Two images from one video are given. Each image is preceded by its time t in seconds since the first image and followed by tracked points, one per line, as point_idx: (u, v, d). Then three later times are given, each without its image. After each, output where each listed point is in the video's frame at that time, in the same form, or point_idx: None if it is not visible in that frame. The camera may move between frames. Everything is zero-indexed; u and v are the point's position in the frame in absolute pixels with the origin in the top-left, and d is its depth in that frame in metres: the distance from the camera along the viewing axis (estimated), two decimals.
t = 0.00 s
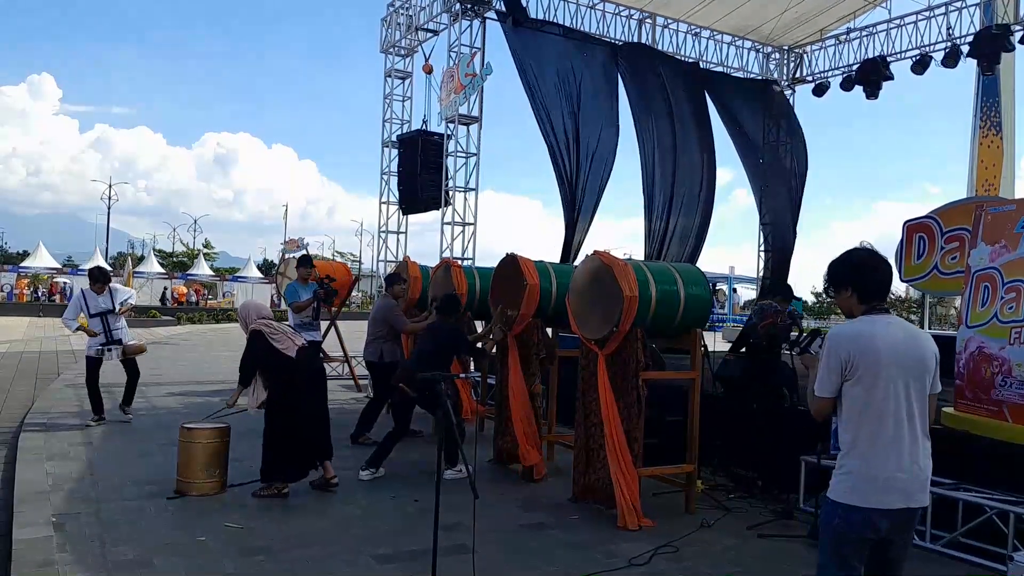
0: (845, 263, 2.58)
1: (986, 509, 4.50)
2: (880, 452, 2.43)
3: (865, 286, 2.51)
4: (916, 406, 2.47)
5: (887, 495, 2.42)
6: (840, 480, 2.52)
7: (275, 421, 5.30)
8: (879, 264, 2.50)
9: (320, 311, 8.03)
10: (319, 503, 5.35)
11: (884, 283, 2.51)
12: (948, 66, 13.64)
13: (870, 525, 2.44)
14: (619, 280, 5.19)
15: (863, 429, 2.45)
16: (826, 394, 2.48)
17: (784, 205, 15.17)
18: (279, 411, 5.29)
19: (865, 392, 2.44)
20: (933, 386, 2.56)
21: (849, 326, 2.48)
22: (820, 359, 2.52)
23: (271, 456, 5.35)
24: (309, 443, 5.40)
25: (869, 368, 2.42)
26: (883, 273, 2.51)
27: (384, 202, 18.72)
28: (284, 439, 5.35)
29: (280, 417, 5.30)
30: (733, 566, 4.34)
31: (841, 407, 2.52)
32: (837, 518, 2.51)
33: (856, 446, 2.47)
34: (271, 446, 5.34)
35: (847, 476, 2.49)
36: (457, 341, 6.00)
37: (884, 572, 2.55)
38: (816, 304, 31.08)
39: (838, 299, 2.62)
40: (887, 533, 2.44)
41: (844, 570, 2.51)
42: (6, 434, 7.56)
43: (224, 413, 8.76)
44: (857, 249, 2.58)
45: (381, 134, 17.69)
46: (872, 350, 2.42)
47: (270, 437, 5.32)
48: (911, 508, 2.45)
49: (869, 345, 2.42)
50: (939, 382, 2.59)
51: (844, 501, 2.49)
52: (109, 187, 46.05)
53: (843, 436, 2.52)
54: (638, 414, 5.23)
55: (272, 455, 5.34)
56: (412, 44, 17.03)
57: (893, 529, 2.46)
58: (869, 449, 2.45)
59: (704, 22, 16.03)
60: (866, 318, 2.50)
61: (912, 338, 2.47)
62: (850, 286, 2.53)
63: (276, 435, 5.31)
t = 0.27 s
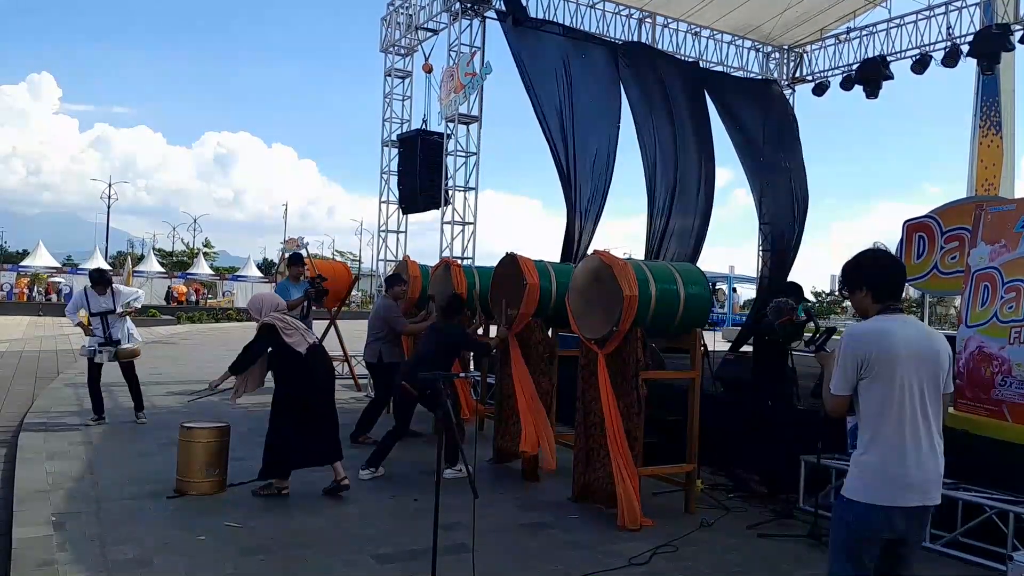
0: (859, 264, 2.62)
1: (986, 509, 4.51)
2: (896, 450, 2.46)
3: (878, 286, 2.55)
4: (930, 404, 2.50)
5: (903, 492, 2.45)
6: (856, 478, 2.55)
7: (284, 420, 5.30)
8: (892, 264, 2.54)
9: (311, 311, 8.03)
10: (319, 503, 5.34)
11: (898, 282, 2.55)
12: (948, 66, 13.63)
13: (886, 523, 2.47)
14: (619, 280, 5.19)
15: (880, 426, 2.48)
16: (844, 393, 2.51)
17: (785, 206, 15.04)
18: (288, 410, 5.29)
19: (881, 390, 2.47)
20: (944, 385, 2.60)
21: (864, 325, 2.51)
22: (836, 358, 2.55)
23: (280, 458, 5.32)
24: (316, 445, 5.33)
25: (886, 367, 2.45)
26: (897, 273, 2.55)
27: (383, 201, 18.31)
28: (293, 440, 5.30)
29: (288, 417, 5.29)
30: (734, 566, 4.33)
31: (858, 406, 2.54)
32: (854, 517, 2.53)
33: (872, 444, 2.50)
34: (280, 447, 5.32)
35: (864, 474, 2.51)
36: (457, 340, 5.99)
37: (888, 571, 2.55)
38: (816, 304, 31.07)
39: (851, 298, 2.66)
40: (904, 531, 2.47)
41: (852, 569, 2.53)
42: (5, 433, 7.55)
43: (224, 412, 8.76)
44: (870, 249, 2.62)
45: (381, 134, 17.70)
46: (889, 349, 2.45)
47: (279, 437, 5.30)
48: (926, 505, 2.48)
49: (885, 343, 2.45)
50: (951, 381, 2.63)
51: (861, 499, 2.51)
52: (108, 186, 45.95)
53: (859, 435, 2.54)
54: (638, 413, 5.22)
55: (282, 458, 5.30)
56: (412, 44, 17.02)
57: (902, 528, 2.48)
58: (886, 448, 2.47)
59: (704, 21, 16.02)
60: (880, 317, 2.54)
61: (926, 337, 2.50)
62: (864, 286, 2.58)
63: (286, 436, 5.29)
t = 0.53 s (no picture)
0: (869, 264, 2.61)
1: (986, 509, 4.51)
2: (901, 451, 2.46)
3: (888, 285, 2.55)
4: (937, 405, 2.49)
5: (908, 494, 2.45)
6: (862, 479, 2.55)
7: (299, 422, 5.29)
8: (901, 263, 2.53)
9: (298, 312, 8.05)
10: (319, 503, 5.34)
11: (907, 282, 2.54)
12: (948, 66, 13.63)
13: (891, 524, 2.47)
14: (619, 280, 5.19)
15: (886, 427, 2.47)
16: (850, 393, 2.51)
17: (784, 208, 14.96)
18: (303, 412, 5.26)
19: (887, 390, 2.46)
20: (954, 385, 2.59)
21: (871, 325, 2.51)
22: (843, 358, 2.55)
23: (294, 459, 5.34)
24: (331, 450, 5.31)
25: (892, 367, 2.45)
26: (907, 273, 2.54)
27: (383, 201, 18.66)
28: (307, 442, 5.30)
29: (303, 420, 5.28)
30: (734, 567, 4.33)
31: (864, 407, 2.54)
32: (860, 518, 2.53)
33: (878, 445, 2.49)
34: (295, 448, 5.33)
35: (869, 475, 2.51)
36: (457, 340, 5.99)
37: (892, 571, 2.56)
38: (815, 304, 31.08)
39: (861, 298, 2.65)
40: (910, 532, 2.47)
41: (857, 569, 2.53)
42: (6, 433, 7.56)
43: (224, 412, 8.76)
44: (878, 249, 2.61)
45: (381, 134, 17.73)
46: (895, 349, 2.44)
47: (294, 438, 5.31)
48: (931, 506, 2.48)
49: (891, 344, 2.45)
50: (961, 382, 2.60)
51: (866, 501, 2.51)
52: (109, 186, 46.04)
53: (865, 436, 2.54)
54: (639, 413, 5.22)
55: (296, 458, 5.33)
56: (412, 44, 17.02)
57: (906, 530, 2.47)
58: (891, 449, 2.47)
59: (704, 21, 16.02)
60: (889, 317, 2.53)
61: (934, 337, 2.49)
62: (874, 286, 2.57)
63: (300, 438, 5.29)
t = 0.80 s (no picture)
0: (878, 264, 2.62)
1: (986, 509, 4.52)
2: (905, 451, 2.46)
3: (896, 286, 2.55)
4: (944, 407, 2.49)
5: (913, 496, 2.44)
6: (867, 481, 2.55)
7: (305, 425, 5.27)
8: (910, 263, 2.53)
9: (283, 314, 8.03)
10: (319, 503, 5.34)
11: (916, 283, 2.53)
12: (947, 66, 13.63)
13: (896, 527, 2.46)
14: (619, 280, 5.19)
15: (890, 427, 2.48)
16: (855, 394, 2.52)
17: (784, 209, 14.94)
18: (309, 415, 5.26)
19: (891, 390, 2.47)
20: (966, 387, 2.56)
21: (878, 324, 2.52)
22: (850, 359, 2.57)
23: (297, 462, 5.28)
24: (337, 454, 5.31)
25: (897, 368, 2.45)
26: (915, 274, 2.53)
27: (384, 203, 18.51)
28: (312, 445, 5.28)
29: (308, 422, 5.27)
30: (733, 566, 4.34)
31: (870, 408, 2.55)
32: (865, 521, 2.54)
33: (882, 446, 2.50)
34: (299, 451, 5.29)
35: (874, 476, 2.51)
36: (457, 340, 5.99)
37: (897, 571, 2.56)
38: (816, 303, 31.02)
39: (871, 299, 2.65)
40: (916, 535, 2.46)
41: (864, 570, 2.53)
42: (6, 433, 7.56)
43: (224, 413, 8.76)
44: (887, 250, 2.62)
45: (381, 134, 17.75)
46: (901, 350, 2.45)
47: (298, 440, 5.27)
48: (936, 509, 2.47)
49: (895, 343, 2.46)
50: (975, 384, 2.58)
51: (870, 503, 2.52)
52: (109, 186, 46.04)
53: (870, 437, 2.55)
54: (638, 413, 5.22)
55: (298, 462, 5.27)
56: (412, 44, 17.02)
57: (911, 532, 2.46)
58: (895, 449, 2.47)
59: (705, 21, 16.02)
60: (897, 317, 2.53)
61: (942, 338, 2.48)
62: (883, 286, 2.58)
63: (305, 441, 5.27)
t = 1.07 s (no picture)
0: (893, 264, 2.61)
1: (986, 510, 4.53)
2: (909, 455, 2.45)
3: (910, 286, 2.54)
4: (953, 411, 2.47)
5: (916, 500, 2.44)
6: (872, 483, 2.55)
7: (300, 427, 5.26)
8: (924, 264, 2.52)
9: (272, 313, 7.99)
10: (319, 502, 5.34)
11: (930, 284, 2.52)
12: (948, 66, 13.62)
13: (899, 530, 2.46)
14: (619, 280, 5.19)
15: (896, 428, 2.48)
16: (862, 393, 2.53)
17: (783, 208, 14.95)
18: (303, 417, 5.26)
19: (898, 392, 2.47)
20: (981, 393, 2.52)
21: (887, 325, 2.52)
22: (858, 359, 2.57)
23: (293, 464, 5.27)
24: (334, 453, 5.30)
25: (906, 370, 2.45)
26: (928, 274, 2.52)
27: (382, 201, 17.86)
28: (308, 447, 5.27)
29: (304, 423, 5.26)
30: (734, 566, 4.33)
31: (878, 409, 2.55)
32: (868, 522, 2.54)
33: (887, 448, 2.50)
34: (297, 451, 5.29)
35: (879, 478, 2.52)
36: (458, 339, 5.98)
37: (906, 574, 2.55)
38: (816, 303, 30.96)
39: (886, 299, 2.64)
40: (920, 538, 2.45)
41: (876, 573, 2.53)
42: (6, 433, 7.56)
43: (224, 412, 8.76)
44: (902, 250, 2.61)
45: (381, 134, 17.77)
46: (910, 350, 2.45)
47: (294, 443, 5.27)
48: (940, 514, 2.45)
49: (903, 345, 2.46)
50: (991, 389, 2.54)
51: (874, 504, 2.52)
52: (109, 186, 46.05)
53: (877, 439, 2.55)
54: (638, 413, 5.22)
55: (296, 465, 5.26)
56: (412, 44, 17.02)
57: (915, 536, 2.45)
58: (900, 451, 2.47)
59: (705, 21, 16.02)
60: (910, 319, 2.52)
61: (954, 341, 2.46)
62: (896, 287, 2.57)
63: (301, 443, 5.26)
